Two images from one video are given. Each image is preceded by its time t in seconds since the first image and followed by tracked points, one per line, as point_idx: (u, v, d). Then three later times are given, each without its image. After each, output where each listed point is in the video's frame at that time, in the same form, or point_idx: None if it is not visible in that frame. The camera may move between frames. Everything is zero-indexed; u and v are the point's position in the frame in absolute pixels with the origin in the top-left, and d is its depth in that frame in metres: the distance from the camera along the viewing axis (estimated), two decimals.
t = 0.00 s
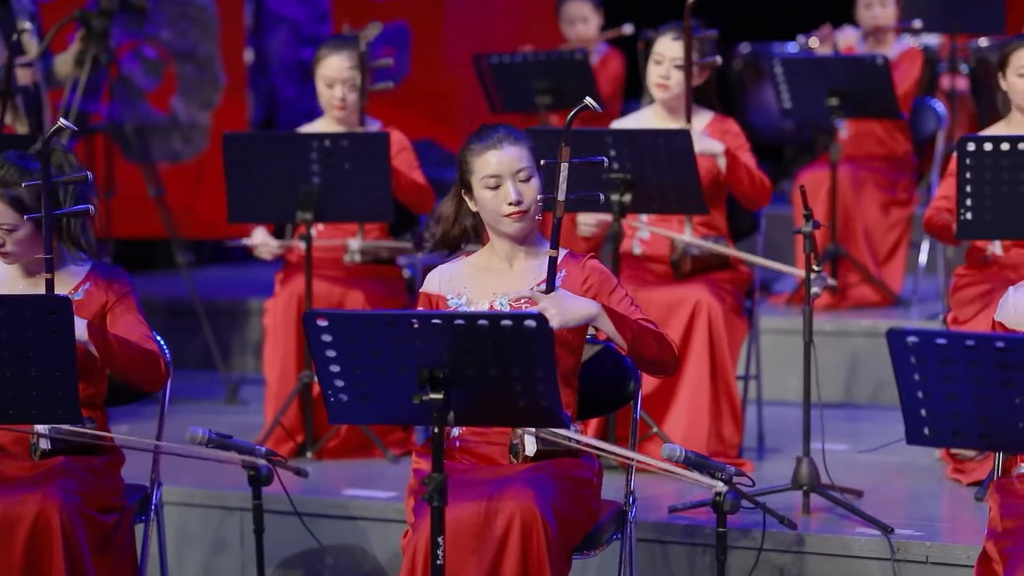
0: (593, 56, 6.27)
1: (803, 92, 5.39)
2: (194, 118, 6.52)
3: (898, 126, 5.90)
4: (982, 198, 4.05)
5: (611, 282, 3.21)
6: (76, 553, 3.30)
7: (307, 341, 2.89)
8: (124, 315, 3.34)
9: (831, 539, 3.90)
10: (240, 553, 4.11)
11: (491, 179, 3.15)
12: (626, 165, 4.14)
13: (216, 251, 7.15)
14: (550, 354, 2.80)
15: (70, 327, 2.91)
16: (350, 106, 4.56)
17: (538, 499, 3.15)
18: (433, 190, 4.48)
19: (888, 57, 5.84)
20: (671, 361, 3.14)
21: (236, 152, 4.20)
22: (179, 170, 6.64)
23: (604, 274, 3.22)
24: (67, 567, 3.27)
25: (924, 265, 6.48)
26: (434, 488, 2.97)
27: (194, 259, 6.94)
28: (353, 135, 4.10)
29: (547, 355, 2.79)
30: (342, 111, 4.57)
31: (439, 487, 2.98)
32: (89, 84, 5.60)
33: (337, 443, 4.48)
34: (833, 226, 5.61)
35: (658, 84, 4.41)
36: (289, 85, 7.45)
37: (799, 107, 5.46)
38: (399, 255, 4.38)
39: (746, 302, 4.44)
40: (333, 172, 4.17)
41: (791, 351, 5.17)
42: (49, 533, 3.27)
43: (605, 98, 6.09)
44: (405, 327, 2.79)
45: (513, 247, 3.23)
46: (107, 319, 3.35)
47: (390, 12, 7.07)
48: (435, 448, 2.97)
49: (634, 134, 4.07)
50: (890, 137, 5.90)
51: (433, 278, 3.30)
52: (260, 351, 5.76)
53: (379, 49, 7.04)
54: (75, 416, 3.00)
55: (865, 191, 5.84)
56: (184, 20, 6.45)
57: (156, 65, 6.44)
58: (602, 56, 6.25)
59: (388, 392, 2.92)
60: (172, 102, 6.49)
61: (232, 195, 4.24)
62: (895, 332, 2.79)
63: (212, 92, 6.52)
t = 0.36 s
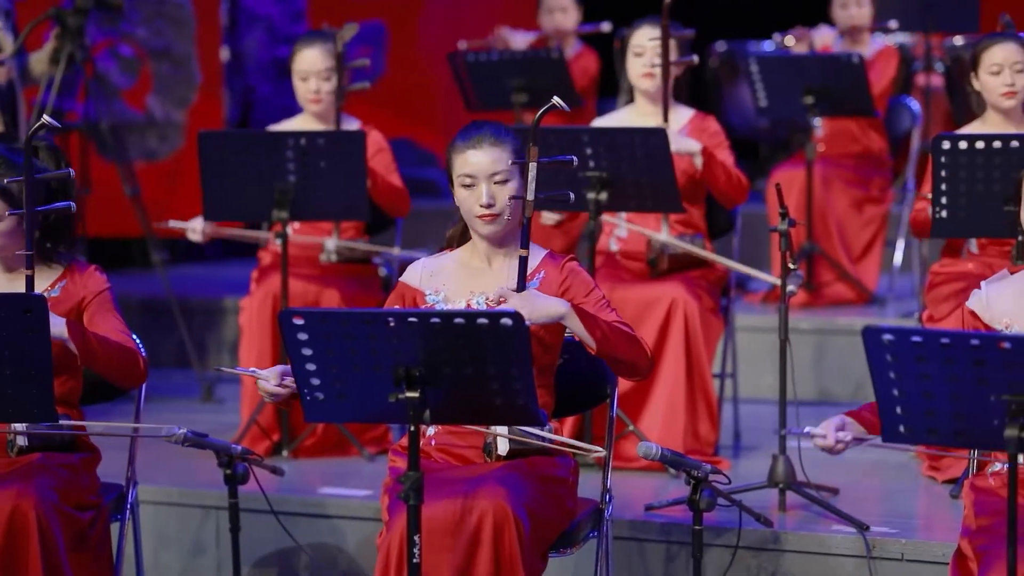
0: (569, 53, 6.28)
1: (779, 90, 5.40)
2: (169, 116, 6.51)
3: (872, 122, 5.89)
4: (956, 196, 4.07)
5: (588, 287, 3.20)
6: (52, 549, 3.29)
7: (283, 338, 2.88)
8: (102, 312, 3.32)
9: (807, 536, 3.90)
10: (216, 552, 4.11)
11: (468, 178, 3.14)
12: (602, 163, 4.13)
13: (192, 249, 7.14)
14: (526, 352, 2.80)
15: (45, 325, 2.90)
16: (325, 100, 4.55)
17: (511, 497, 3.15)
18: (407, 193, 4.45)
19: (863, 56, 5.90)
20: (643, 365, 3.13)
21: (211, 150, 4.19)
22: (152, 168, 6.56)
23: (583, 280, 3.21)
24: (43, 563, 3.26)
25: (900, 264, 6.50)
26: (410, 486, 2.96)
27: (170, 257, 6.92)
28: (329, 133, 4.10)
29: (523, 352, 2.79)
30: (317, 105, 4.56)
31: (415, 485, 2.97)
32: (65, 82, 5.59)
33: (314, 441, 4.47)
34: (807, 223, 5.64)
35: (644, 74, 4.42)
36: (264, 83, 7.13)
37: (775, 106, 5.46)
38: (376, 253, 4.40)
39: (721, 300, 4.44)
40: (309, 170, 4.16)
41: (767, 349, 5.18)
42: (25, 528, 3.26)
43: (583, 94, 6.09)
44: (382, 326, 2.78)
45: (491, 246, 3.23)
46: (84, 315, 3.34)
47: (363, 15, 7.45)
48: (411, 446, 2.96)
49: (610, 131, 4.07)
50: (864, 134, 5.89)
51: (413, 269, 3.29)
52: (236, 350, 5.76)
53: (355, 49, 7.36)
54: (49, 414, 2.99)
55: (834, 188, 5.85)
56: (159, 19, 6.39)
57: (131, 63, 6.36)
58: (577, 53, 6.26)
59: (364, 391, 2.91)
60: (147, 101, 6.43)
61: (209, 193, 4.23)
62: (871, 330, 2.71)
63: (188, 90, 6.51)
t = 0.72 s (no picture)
0: (548, 50, 6.28)
1: (756, 88, 5.41)
2: (147, 115, 6.47)
3: (850, 122, 5.90)
4: (934, 193, 4.08)
5: (562, 296, 3.19)
6: (31, 548, 3.26)
7: (261, 337, 2.88)
8: (81, 311, 3.31)
9: (784, 533, 3.91)
10: (193, 551, 4.10)
11: (455, 174, 3.15)
12: (580, 162, 4.13)
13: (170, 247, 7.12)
14: (505, 350, 2.79)
15: (21, 327, 2.89)
16: (305, 97, 4.53)
17: (489, 495, 3.15)
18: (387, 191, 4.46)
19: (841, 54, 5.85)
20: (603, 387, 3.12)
21: (186, 147, 4.18)
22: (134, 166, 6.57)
23: (559, 280, 3.21)
24: (21, 562, 3.23)
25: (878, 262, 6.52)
26: (388, 485, 2.97)
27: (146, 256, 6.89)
28: (306, 131, 4.09)
29: (502, 351, 2.79)
30: (296, 101, 4.55)
31: (393, 483, 2.97)
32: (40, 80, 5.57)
33: (291, 440, 4.48)
34: (785, 221, 5.65)
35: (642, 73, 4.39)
36: (241, 80, 7.28)
37: (754, 104, 5.45)
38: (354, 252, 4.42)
39: (699, 298, 4.44)
40: (287, 167, 4.15)
41: (745, 347, 5.18)
42: (4, 527, 3.23)
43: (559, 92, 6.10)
44: (359, 324, 2.79)
45: (469, 246, 3.23)
46: (64, 313, 3.32)
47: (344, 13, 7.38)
48: (389, 444, 2.95)
49: (588, 129, 4.07)
50: (843, 133, 5.90)
51: (387, 275, 3.28)
52: (213, 348, 5.74)
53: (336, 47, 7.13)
54: (27, 414, 2.98)
55: (816, 184, 5.84)
56: (136, 16, 6.38)
57: (108, 61, 6.32)
58: (555, 50, 6.26)
59: (341, 389, 2.92)
60: (125, 99, 6.40)
61: (186, 191, 4.22)
62: (848, 328, 2.70)
63: (166, 89, 6.48)
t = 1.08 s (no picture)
0: (527, 51, 6.29)
1: (735, 87, 5.42)
2: (126, 114, 6.51)
3: (829, 122, 5.93)
4: (912, 194, 4.09)
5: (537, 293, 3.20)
6: (10, 552, 3.24)
7: (240, 337, 2.88)
8: (49, 312, 3.26)
9: (763, 533, 3.91)
10: (173, 551, 4.10)
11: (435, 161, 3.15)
12: (559, 162, 4.13)
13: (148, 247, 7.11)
14: (484, 351, 2.79)
15: None
16: (283, 90, 4.52)
17: (469, 495, 3.15)
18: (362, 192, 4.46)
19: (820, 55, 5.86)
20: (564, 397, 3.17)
21: (164, 148, 4.18)
22: (110, 168, 6.63)
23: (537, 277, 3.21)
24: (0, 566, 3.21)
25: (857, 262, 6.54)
26: (367, 485, 2.95)
27: (125, 256, 6.87)
28: (286, 132, 4.10)
29: (481, 350, 2.79)
30: (275, 96, 4.53)
31: (372, 483, 2.95)
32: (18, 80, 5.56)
33: (271, 440, 4.46)
34: (764, 221, 5.66)
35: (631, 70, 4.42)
36: (220, 80, 7.21)
37: (733, 104, 5.49)
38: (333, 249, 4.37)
39: (678, 298, 4.45)
40: (266, 168, 4.15)
41: (724, 347, 5.19)
42: None
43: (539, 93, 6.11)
44: (338, 324, 2.78)
45: (446, 241, 3.22)
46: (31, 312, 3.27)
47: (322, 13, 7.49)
48: (368, 445, 2.93)
49: (566, 129, 4.07)
50: (822, 133, 5.92)
51: (361, 275, 3.29)
52: (192, 349, 5.74)
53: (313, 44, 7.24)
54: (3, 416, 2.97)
55: (796, 185, 5.86)
56: (116, 16, 6.27)
57: (87, 60, 6.15)
58: (535, 51, 6.28)
59: (320, 389, 2.91)
60: (103, 98, 6.42)
61: (165, 192, 4.22)
62: (827, 329, 2.70)
63: (145, 89, 6.52)
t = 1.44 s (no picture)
0: (504, 52, 6.31)
1: (713, 89, 5.44)
2: (104, 115, 6.44)
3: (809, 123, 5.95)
4: (890, 194, 4.09)
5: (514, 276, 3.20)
6: None
7: (217, 338, 2.88)
8: (25, 306, 3.24)
9: (741, 533, 3.91)
10: (150, 551, 4.10)
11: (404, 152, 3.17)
12: (537, 162, 4.13)
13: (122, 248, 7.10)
14: (462, 351, 2.79)
15: None
16: (261, 95, 4.53)
17: (447, 496, 3.14)
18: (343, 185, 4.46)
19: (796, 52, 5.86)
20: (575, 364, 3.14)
21: (142, 148, 4.17)
22: (86, 167, 6.48)
23: (511, 272, 3.20)
24: None
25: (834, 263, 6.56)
26: (345, 485, 2.93)
27: (103, 257, 6.86)
28: (263, 132, 4.09)
29: (459, 350, 2.79)
30: (252, 101, 4.54)
31: (349, 484, 2.94)
32: None
33: (247, 441, 4.46)
34: (742, 222, 5.67)
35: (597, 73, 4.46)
36: (198, 82, 7.22)
37: (711, 103, 5.49)
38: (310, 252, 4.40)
39: (657, 298, 4.47)
40: (243, 168, 4.15)
41: (702, 347, 5.20)
42: None
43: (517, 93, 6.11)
44: (316, 325, 2.78)
45: (418, 234, 3.21)
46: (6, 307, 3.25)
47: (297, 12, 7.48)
48: (346, 444, 2.92)
49: (543, 130, 4.07)
50: (801, 134, 5.95)
51: (333, 267, 3.27)
52: (170, 349, 5.75)
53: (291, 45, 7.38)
54: None
55: (775, 186, 5.86)
56: (93, 16, 6.36)
57: (64, 61, 6.31)
58: (511, 51, 6.29)
59: (298, 391, 2.91)
60: (81, 99, 6.38)
61: (143, 193, 4.22)
62: (804, 329, 2.69)
63: (122, 89, 6.45)
